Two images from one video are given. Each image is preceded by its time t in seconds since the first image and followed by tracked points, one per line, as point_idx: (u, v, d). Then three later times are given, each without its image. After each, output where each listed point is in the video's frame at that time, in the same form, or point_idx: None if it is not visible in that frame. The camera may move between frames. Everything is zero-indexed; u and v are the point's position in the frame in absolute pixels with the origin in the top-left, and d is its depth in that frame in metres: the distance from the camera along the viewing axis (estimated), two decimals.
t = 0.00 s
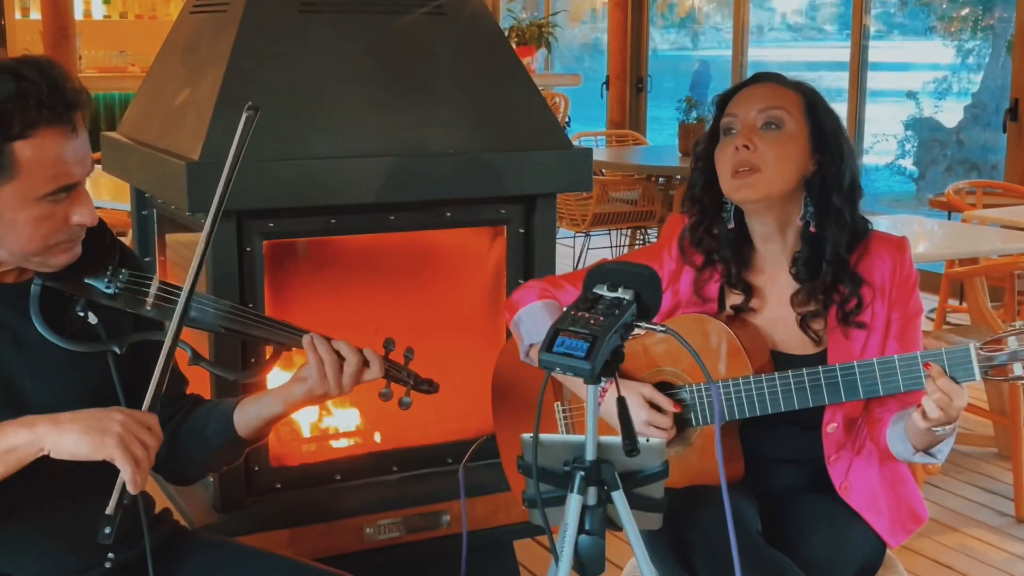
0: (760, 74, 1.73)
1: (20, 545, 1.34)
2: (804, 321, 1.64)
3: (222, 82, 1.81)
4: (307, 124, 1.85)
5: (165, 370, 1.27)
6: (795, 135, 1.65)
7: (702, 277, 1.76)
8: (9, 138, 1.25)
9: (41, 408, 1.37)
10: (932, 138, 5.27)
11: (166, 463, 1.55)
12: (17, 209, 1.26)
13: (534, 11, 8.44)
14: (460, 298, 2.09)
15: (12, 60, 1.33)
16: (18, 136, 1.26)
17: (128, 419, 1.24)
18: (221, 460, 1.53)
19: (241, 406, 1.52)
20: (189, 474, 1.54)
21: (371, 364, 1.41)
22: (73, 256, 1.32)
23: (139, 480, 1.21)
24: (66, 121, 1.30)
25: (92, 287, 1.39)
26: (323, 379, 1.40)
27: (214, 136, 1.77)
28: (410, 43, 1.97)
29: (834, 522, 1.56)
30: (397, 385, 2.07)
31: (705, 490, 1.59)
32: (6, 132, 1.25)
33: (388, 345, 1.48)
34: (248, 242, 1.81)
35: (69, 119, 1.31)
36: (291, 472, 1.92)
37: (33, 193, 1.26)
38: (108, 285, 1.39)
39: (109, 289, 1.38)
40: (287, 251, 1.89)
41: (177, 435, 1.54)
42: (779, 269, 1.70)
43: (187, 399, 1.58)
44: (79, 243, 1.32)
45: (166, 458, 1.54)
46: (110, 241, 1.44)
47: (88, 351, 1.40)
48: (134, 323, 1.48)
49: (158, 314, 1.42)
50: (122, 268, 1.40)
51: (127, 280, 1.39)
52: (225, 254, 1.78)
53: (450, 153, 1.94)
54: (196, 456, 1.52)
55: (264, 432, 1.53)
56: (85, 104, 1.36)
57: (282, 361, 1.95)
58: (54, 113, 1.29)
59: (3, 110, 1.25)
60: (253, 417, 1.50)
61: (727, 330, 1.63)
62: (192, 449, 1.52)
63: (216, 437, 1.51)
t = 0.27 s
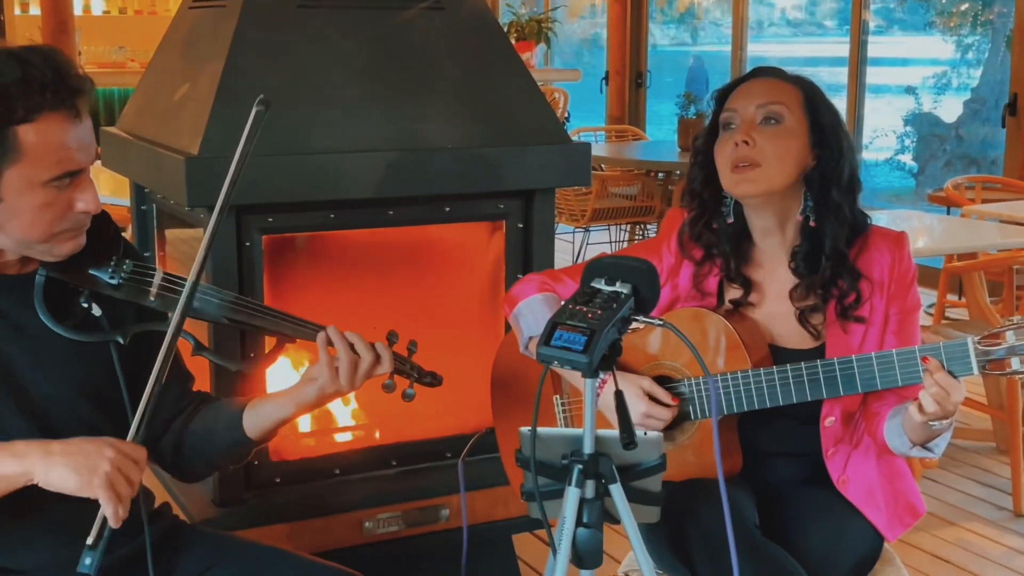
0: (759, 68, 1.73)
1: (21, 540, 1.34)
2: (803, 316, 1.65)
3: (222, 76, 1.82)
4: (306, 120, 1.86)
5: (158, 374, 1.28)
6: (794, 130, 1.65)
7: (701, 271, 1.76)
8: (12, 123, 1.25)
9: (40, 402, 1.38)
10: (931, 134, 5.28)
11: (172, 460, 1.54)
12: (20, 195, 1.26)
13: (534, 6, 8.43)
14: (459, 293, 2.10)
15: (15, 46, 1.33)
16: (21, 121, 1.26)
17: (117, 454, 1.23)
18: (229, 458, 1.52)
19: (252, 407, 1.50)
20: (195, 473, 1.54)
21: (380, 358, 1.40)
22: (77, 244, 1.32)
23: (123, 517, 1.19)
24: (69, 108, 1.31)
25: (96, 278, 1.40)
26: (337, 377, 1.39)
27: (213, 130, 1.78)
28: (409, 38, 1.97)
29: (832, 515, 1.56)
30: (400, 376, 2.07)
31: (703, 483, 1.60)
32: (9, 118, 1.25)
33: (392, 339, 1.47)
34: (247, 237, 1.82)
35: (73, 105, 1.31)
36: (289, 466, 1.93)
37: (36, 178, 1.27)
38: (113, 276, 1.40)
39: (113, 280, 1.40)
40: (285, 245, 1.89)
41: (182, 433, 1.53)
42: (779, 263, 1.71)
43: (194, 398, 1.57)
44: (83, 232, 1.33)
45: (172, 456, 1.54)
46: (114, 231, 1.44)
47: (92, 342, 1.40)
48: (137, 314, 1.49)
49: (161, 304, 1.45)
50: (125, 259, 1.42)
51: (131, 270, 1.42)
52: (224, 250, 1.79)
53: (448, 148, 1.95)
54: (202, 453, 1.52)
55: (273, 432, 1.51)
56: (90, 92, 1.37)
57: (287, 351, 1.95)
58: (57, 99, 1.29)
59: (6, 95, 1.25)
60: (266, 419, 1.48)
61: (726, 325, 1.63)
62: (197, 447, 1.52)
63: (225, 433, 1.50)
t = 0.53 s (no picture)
0: (757, 60, 1.73)
1: (17, 533, 1.34)
2: (800, 308, 1.65)
3: (217, 69, 1.81)
4: (302, 112, 1.85)
5: (168, 346, 1.29)
6: (791, 122, 1.65)
7: (698, 263, 1.76)
8: (18, 125, 1.24)
9: (36, 395, 1.38)
10: (929, 127, 5.27)
11: (169, 460, 1.52)
12: (20, 198, 1.25)
13: None
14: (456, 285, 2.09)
15: (27, 50, 1.33)
16: (27, 125, 1.25)
17: (131, 394, 1.25)
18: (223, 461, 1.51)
19: (251, 412, 1.51)
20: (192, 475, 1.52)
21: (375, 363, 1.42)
22: (74, 250, 1.31)
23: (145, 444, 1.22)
24: (76, 114, 1.30)
25: (94, 278, 1.39)
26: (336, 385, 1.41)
27: (209, 123, 1.77)
28: (406, 31, 1.97)
29: (828, 506, 1.56)
30: (395, 385, 2.05)
31: (699, 476, 1.60)
32: (15, 120, 1.24)
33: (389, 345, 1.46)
34: (244, 229, 1.82)
35: (79, 111, 1.31)
36: (285, 458, 1.93)
37: (37, 181, 1.25)
38: (111, 277, 1.39)
39: (111, 281, 1.39)
40: (283, 237, 1.89)
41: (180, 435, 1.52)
42: (776, 255, 1.71)
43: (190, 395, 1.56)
44: (80, 238, 1.31)
45: (167, 456, 1.52)
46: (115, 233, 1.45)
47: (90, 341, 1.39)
48: (135, 317, 1.47)
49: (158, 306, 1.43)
50: (124, 261, 1.42)
51: (129, 273, 1.41)
52: (222, 243, 1.79)
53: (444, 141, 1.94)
54: (202, 453, 1.51)
55: (271, 439, 1.53)
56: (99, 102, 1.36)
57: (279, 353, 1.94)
58: (64, 105, 1.29)
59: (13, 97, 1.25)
60: (265, 424, 1.49)
61: (723, 317, 1.63)
62: (197, 448, 1.51)
63: (222, 435, 1.50)
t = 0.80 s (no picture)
0: (752, 50, 1.72)
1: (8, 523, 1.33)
2: (796, 298, 1.64)
3: (210, 58, 1.80)
4: (296, 102, 1.84)
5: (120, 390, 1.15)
6: (787, 113, 1.64)
7: (695, 254, 1.75)
8: (5, 90, 1.23)
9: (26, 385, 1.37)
10: (925, 119, 5.27)
11: (151, 452, 1.51)
12: (7, 165, 1.23)
13: None
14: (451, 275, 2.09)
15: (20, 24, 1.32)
16: (16, 91, 1.24)
17: (75, 468, 1.15)
18: (203, 461, 1.48)
19: (237, 410, 1.47)
20: (173, 468, 1.50)
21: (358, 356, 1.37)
22: (62, 225, 1.28)
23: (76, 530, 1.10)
24: (65, 85, 1.29)
25: (79, 258, 1.35)
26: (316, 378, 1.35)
27: (202, 112, 1.76)
28: (400, 21, 1.96)
29: (823, 496, 1.56)
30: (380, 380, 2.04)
31: (694, 466, 1.59)
32: (3, 86, 1.23)
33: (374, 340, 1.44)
34: (238, 220, 1.81)
35: (69, 82, 1.29)
36: (278, 450, 1.93)
37: (26, 150, 1.24)
38: (96, 257, 1.36)
39: (95, 260, 1.36)
40: (277, 229, 1.89)
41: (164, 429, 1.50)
42: (773, 246, 1.70)
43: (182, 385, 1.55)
44: (68, 213, 1.29)
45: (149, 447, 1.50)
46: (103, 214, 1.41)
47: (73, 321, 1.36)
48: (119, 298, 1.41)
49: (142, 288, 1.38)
50: (109, 242, 1.38)
51: (113, 253, 1.37)
52: (214, 234, 1.78)
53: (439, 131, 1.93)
54: (179, 450, 1.48)
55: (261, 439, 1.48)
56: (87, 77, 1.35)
57: (270, 341, 1.93)
58: (54, 74, 1.27)
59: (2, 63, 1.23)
60: (250, 423, 1.45)
61: (718, 307, 1.62)
62: (176, 442, 1.48)
63: (205, 438, 1.46)
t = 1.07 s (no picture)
0: (749, 45, 1.72)
1: None
2: (794, 295, 1.63)
3: (203, 53, 1.80)
4: (290, 97, 1.84)
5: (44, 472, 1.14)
6: (785, 109, 1.63)
7: (693, 249, 1.74)
8: None
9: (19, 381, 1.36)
10: (921, 115, 5.27)
11: (151, 445, 1.49)
12: None
13: None
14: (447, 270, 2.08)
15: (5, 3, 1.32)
16: None
17: None
18: (203, 449, 1.45)
19: (229, 396, 1.44)
20: (173, 461, 1.47)
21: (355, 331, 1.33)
22: (53, 201, 1.29)
23: None
24: (49, 59, 1.29)
25: (69, 240, 1.33)
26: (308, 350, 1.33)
27: (195, 107, 1.76)
28: (395, 16, 1.95)
29: (820, 492, 1.55)
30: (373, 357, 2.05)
31: (690, 462, 1.58)
32: None
33: (370, 318, 1.40)
34: (232, 216, 1.80)
35: (53, 56, 1.29)
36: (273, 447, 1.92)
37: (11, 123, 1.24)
38: (85, 237, 1.34)
39: (84, 241, 1.34)
40: (272, 225, 1.88)
41: (163, 421, 1.48)
42: (772, 241, 1.70)
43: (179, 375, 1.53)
44: (58, 188, 1.29)
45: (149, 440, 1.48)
46: (93, 198, 1.39)
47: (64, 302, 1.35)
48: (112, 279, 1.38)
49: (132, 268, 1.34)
50: (99, 223, 1.36)
51: (102, 235, 1.35)
52: (209, 229, 1.78)
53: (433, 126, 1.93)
54: (177, 442, 1.45)
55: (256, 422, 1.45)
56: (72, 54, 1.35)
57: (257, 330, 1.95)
58: (35, 46, 1.27)
59: None
60: (243, 404, 1.42)
61: (715, 301, 1.61)
62: (173, 435, 1.46)
63: (203, 423, 1.44)
